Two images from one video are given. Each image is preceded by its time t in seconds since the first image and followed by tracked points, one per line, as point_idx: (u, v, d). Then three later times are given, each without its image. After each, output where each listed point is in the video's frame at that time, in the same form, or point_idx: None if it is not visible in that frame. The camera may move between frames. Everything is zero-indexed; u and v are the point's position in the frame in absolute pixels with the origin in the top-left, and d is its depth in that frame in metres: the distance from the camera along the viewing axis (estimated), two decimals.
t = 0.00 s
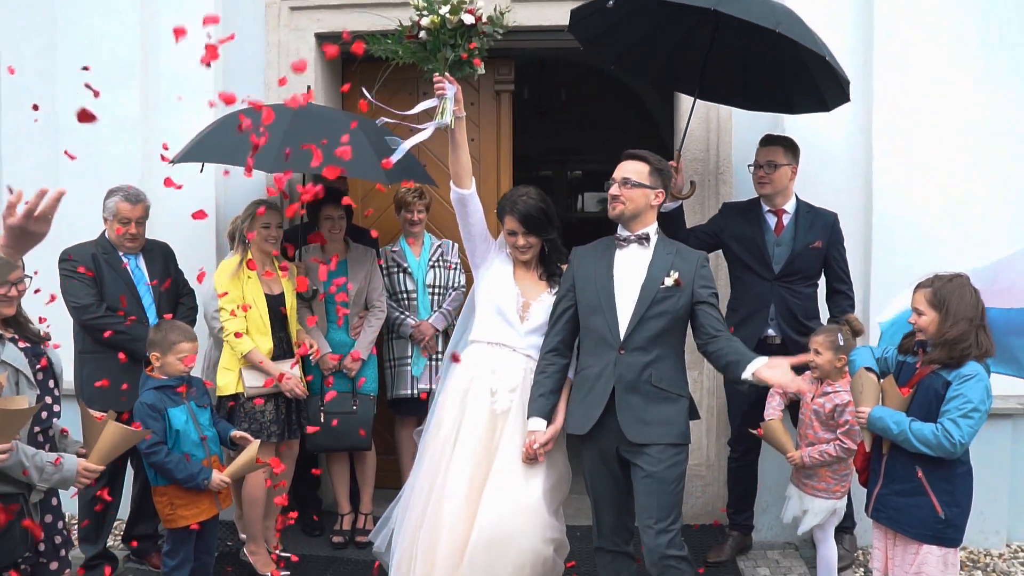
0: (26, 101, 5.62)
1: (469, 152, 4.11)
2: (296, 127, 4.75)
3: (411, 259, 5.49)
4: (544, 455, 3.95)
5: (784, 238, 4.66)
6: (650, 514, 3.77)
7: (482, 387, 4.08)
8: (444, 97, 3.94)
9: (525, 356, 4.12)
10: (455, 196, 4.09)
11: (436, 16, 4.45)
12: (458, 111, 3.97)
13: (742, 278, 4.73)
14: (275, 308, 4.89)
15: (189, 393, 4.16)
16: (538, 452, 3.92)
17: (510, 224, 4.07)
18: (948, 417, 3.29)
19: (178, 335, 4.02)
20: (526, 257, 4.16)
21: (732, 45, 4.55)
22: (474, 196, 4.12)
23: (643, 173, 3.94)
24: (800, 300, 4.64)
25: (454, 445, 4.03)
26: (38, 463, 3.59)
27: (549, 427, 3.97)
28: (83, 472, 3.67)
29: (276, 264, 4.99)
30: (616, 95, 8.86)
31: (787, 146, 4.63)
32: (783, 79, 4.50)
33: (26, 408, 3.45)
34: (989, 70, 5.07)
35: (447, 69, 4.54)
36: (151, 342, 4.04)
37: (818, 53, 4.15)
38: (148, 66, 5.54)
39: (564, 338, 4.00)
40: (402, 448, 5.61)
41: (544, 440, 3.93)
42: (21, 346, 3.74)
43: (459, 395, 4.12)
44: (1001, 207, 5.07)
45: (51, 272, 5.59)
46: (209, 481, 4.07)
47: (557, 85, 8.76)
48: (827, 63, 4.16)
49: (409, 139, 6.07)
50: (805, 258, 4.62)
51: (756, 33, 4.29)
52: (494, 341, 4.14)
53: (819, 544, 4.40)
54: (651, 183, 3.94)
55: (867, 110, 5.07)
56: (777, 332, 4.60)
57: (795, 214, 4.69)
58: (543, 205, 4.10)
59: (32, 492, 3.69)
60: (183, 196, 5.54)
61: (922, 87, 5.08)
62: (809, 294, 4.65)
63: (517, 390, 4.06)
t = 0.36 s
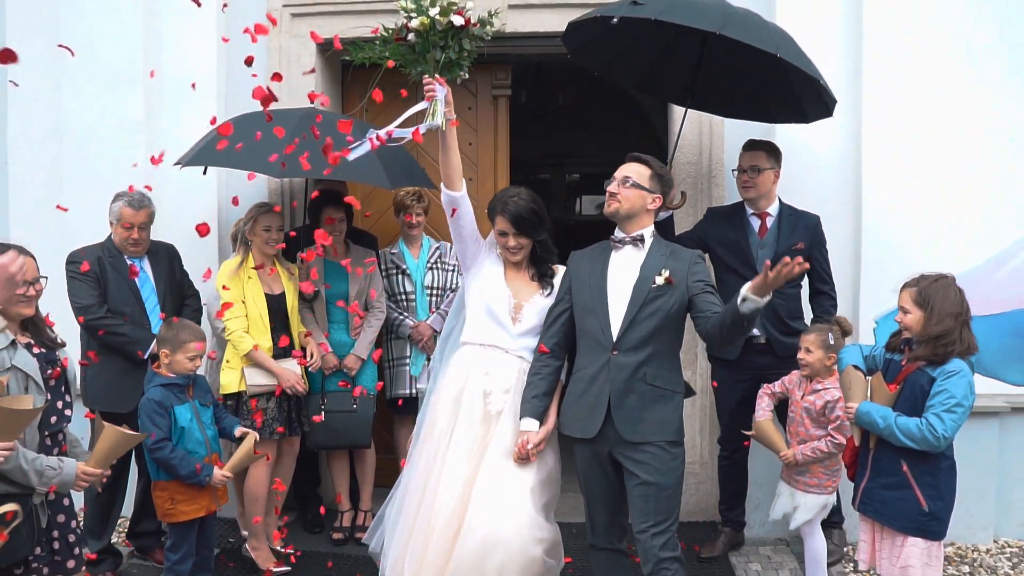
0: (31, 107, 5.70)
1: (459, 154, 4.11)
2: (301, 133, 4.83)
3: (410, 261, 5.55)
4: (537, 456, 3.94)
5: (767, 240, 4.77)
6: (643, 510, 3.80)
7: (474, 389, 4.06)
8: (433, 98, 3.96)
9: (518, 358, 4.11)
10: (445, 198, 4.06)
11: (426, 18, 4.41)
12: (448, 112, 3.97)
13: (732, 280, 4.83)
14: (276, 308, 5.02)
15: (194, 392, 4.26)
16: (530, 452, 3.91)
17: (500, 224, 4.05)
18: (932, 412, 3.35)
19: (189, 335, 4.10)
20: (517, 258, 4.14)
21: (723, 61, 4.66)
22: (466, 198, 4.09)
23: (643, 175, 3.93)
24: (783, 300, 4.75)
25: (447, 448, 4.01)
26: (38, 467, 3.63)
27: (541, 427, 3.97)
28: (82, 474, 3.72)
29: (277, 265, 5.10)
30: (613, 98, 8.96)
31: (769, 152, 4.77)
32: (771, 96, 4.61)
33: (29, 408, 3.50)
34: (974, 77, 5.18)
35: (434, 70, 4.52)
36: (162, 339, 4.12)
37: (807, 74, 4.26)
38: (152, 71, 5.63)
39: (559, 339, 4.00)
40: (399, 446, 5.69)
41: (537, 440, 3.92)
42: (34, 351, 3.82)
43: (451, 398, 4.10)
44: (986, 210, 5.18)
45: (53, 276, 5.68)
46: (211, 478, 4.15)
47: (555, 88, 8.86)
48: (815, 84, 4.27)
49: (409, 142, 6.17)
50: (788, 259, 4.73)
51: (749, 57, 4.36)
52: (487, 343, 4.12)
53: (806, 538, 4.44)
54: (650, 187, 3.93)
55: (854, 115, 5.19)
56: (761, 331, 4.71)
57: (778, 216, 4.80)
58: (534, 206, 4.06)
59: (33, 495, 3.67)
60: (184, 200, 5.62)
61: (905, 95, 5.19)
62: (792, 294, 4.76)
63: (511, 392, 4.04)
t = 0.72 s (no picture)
0: (38, 111, 5.81)
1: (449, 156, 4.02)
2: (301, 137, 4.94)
3: (408, 262, 5.64)
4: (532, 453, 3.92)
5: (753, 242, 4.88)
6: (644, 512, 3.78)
7: (468, 392, 4.02)
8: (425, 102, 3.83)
9: (512, 360, 4.07)
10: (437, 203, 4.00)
11: (418, 23, 4.47)
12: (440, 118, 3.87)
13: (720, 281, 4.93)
14: (278, 308, 5.11)
15: (199, 390, 4.36)
16: (525, 449, 3.89)
17: (491, 227, 4.02)
18: (915, 408, 3.43)
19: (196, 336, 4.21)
20: (508, 260, 4.11)
21: (711, 73, 4.78)
22: (458, 203, 4.03)
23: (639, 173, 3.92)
24: (769, 300, 4.85)
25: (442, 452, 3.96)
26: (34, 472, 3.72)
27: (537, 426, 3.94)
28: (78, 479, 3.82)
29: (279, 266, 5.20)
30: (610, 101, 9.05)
31: (754, 155, 4.85)
32: (757, 110, 4.75)
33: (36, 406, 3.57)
34: (959, 81, 5.29)
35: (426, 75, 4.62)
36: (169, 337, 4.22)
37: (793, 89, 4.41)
38: (155, 77, 5.74)
39: (557, 339, 3.98)
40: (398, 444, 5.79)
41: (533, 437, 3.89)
42: (46, 361, 3.90)
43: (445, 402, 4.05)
44: (973, 211, 5.28)
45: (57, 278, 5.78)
46: (213, 475, 4.25)
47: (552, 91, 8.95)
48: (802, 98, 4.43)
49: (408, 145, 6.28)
50: (774, 260, 4.84)
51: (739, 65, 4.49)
52: (480, 346, 4.07)
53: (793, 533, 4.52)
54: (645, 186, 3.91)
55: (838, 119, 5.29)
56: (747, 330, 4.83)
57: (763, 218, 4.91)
58: (526, 208, 4.04)
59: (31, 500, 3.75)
60: (186, 203, 5.72)
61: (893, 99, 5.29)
62: (778, 294, 4.87)
63: (505, 394, 4.01)
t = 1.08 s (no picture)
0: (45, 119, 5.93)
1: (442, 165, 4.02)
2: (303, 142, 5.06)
3: (408, 266, 5.73)
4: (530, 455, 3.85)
5: (740, 245, 4.99)
6: (637, 516, 3.75)
7: (462, 397, 3.93)
8: (417, 112, 3.85)
9: (507, 365, 4.00)
10: (430, 211, 3.99)
11: (412, 33, 4.42)
12: (433, 128, 3.86)
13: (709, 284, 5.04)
14: (281, 310, 5.22)
15: (204, 391, 4.45)
16: (525, 450, 3.82)
17: (484, 231, 4.01)
18: (898, 405, 3.51)
19: (199, 337, 4.31)
20: (501, 265, 4.07)
21: (700, 86, 4.86)
22: (451, 212, 4.02)
23: (636, 176, 3.92)
24: (756, 301, 4.96)
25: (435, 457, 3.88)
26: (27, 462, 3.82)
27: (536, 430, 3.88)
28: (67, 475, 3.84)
29: (281, 269, 5.32)
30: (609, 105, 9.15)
31: (742, 161, 4.95)
32: (747, 119, 4.85)
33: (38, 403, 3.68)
34: (946, 87, 5.40)
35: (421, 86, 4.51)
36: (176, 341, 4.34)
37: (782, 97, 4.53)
38: (160, 84, 5.87)
39: (556, 341, 3.95)
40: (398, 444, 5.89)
41: (532, 438, 3.83)
42: (54, 353, 4.02)
43: (438, 407, 3.97)
44: (961, 213, 5.38)
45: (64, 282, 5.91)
46: (216, 471, 4.33)
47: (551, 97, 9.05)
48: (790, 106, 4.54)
49: (407, 150, 6.38)
50: (761, 262, 4.94)
51: (734, 79, 4.58)
52: (475, 351, 4.00)
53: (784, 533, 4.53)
54: (642, 189, 3.90)
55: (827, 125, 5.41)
56: (736, 331, 4.93)
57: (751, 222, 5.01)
58: (519, 214, 4.02)
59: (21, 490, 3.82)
60: (191, 207, 5.85)
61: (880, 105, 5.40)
62: (766, 296, 4.97)
63: (501, 399, 3.94)
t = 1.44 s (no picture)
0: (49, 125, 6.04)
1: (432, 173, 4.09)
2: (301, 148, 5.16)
3: (405, 269, 5.83)
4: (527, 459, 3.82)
5: (727, 247, 5.09)
6: (635, 518, 3.68)
7: (453, 400, 3.96)
8: (406, 121, 3.89)
9: (499, 369, 4.04)
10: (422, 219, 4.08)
11: (406, 43, 4.53)
12: (421, 139, 3.92)
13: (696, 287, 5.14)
14: (282, 312, 5.33)
15: (203, 392, 4.58)
16: (524, 456, 3.78)
17: (475, 234, 4.09)
18: (878, 402, 3.60)
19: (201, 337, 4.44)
20: (493, 269, 4.15)
21: (690, 95, 4.96)
22: (443, 220, 4.11)
23: (627, 178, 3.85)
24: (742, 302, 5.07)
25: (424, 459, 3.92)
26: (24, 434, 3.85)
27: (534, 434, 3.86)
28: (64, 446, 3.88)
29: (282, 272, 5.44)
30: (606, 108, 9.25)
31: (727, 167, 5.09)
32: (730, 129, 4.96)
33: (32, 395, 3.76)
34: (933, 89, 5.49)
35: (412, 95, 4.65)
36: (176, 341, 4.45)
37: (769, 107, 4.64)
38: (162, 90, 5.98)
39: (553, 346, 3.91)
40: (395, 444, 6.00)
41: (532, 443, 3.81)
42: (54, 331, 4.07)
43: (428, 409, 4.00)
44: (948, 215, 5.46)
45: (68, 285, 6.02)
46: (215, 470, 4.43)
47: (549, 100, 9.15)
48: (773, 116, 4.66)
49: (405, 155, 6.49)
50: (746, 264, 5.05)
51: (724, 93, 4.71)
52: (466, 355, 4.05)
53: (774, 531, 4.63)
54: (633, 191, 3.83)
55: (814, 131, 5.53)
56: (723, 333, 5.04)
57: (737, 225, 5.11)
58: (511, 218, 4.10)
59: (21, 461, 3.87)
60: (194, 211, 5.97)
61: (866, 109, 5.49)
62: (752, 298, 5.08)
63: (492, 403, 3.96)
